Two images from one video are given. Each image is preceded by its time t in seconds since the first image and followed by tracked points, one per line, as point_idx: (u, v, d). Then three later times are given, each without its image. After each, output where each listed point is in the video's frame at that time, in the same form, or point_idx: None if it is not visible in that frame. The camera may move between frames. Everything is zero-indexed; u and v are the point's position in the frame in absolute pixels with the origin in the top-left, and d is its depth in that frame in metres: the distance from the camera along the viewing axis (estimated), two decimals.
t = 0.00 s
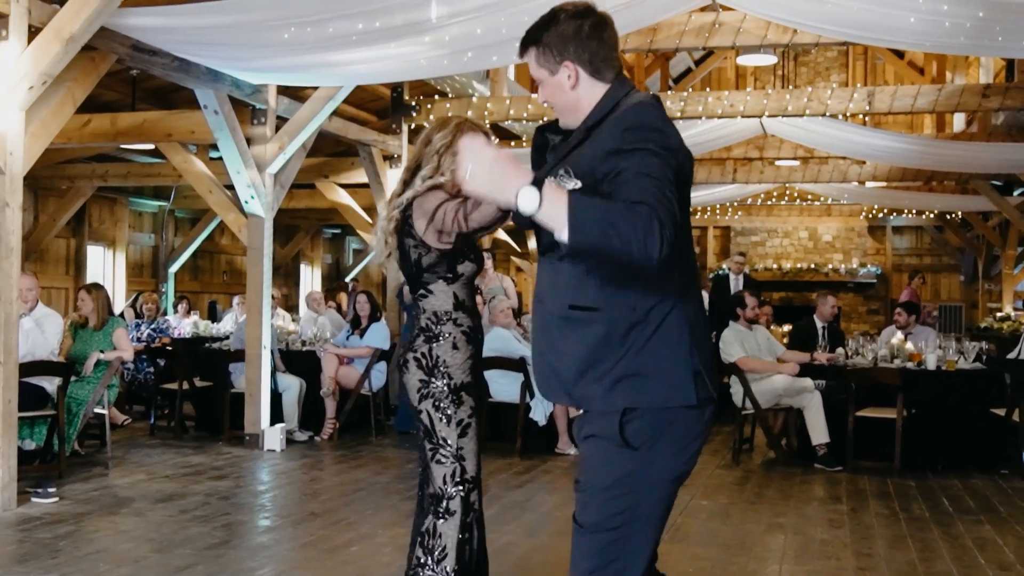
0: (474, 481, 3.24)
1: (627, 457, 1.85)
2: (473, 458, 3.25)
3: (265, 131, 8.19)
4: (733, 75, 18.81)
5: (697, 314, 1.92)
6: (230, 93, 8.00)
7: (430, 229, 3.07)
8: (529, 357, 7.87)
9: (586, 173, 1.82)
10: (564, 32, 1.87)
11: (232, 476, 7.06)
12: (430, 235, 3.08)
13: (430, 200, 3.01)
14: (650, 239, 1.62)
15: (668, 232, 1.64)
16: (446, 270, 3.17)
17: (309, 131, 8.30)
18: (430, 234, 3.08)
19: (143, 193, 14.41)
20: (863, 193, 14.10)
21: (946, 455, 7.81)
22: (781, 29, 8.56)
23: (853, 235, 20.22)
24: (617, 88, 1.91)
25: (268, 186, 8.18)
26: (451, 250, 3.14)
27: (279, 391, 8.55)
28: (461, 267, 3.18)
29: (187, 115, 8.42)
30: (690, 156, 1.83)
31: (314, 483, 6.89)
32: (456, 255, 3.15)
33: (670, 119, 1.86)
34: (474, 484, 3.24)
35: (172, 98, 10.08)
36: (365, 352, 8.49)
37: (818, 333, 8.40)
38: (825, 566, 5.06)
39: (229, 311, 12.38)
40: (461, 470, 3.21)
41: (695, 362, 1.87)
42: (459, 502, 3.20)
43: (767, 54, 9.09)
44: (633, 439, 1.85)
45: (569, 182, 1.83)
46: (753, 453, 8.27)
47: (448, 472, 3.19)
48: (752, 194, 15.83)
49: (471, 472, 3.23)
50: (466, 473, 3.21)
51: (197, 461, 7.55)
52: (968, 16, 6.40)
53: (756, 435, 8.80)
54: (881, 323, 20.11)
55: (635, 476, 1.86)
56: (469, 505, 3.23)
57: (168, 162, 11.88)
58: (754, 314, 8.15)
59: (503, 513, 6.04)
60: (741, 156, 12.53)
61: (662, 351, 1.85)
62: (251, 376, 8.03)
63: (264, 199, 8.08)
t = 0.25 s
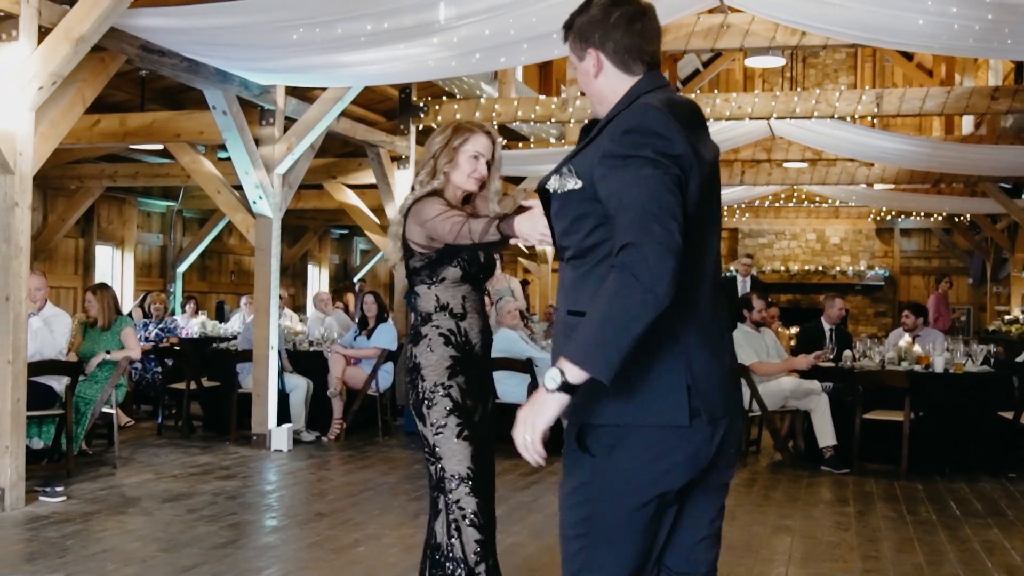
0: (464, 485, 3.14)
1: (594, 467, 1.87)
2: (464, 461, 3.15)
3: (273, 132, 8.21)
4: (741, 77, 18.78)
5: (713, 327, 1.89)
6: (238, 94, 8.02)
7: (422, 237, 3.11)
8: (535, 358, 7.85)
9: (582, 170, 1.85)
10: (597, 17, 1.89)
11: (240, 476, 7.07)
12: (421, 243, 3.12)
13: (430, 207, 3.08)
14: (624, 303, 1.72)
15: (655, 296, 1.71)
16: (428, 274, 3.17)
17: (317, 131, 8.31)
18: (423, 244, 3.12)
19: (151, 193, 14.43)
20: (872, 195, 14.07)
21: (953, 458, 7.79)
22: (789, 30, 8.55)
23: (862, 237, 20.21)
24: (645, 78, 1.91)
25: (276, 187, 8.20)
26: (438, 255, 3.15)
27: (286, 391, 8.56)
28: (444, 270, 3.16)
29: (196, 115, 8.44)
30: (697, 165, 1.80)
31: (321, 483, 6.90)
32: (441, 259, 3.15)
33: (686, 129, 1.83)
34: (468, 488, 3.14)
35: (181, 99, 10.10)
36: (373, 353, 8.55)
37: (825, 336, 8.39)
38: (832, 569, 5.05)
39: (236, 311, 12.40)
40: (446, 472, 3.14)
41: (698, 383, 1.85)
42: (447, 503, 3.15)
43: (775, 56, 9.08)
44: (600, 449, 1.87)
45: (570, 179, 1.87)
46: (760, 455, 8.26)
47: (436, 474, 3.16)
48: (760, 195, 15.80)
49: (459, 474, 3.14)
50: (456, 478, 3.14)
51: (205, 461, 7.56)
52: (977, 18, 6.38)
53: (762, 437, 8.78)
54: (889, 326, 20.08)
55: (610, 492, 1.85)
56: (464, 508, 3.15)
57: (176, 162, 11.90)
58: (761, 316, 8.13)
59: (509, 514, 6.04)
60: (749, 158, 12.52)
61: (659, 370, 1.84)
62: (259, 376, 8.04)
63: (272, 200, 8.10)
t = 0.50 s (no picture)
0: (443, 481, 3.12)
1: (593, 463, 1.92)
2: (444, 458, 3.13)
3: (279, 132, 8.23)
4: (747, 77, 18.77)
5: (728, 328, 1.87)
6: (244, 93, 8.04)
7: (424, 238, 3.12)
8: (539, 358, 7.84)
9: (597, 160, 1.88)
10: (645, 1, 1.91)
11: (244, 475, 7.09)
12: (422, 244, 3.13)
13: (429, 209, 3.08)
14: (587, 302, 1.80)
15: (608, 294, 1.78)
16: (422, 273, 3.16)
17: (322, 131, 8.33)
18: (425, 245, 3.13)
19: (156, 192, 14.45)
20: (877, 196, 14.05)
21: (958, 460, 7.77)
22: (794, 31, 8.55)
23: (867, 238, 20.13)
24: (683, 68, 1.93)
25: (281, 186, 8.22)
26: (436, 254, 3.14)
27: (291, 390, 8.57)
28: (436, 269, 3.13)
29: (202, 114, 8.46)
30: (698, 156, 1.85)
31: (325, 482, 6.91)
32: (437, 259, 3.13)
33: (685, 124, 1.85)
34: (446, 486, 3.12)
35: (187, 98, 10.12)
36: (377, 352, 8.50)
37: (830, 337, 8.39)
38: (834, 570, 5.05)
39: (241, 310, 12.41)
40: (427, 467, 3.14)
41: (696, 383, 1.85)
42: (428, 498, 3.15)
43: (781, 56, 9.08)
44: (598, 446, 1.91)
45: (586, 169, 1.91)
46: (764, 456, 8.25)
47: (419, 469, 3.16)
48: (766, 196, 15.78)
49: (438, 470, 3.12)
50: (435, 475, 3.12)
51: (209, 460, 7.57)
52: (982, 20, 6.37)
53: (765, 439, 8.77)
54: (894, 328, 20.02)
55: (611, 491, 1.88)
56: (443, 505, 3.13)
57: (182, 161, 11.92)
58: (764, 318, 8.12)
59: (512, 514, 6.05)
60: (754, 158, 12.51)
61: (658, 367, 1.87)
62: (263, 375, 8.05)
63: (277, 199, 8.11)
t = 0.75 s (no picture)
0: (425, 480, 3.08)
1: (607, 471, 1.77)
2: (428, 456, 3.08)
3: (280, 131, 8.24)
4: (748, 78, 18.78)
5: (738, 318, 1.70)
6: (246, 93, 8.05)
7: (429, 238, 3.05)
8: (539, 359, 7.82)
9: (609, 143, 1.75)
10: None
11: (244, 474, 7.09)
12: (427, 245, 3.06)
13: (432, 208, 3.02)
14: (540, 270, 1.70)
15: (563, 267, 1.67)
16: (424, 275, 3.13)
17: (323, 131, 8.34)
18: (431, 245, 3.06)
19: (158, 191, 14.48)
20: (878, 198, 14.05)
21: (958, 463, 7.78)
22: (795, 33, 8.56)
23: (867, 240, 20.18)
24: (701, 55, 1.77)
25: (282, 186, 8.22)
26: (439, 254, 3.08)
27: (291, 389, 8.59)
28: (438, 273, 3.10)
29: (203, 114, 8.47)
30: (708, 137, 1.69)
31: (325, 481, 6.92)
32: (440, 263, 3.08)
33: (689, 98, 1.68)
34: (427, 485, 3.07)
35: (190, 97, 10.13)
36: (377, 352, 8.50)
37: (830, 339, 8.41)
38: (833, 572, 5.05)
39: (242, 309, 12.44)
40: (410, 465, 3.09)
41: (697, 375, 1.68)
42: (407, 495, 3.09)
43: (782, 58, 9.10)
44: (613, 453, 1.76)
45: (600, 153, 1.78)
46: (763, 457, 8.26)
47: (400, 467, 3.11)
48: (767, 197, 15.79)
49: (421, 469, 3.08)
50: (417, 473, 3.08)
51: (209, 459, 7.58)
52: (982, 23, 6.38)
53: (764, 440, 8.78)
54: (894, 329, 20.05)
55: (624, 496, 1.72)
56: (422, 504, 3.08)
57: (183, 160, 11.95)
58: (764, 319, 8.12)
59: (512, 515, 6.06)
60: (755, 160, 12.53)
61: (663, 359, 1.71)
62: (263, 375, 8.06)
63: (278, 199, 8.12)
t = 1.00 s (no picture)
0: (428, 481, 3.09)
1: (589, 482, 1.71)
2: (430, 457, 3.09)
3: (276, 131, 8.24)
4: (745, 81, 18.80)
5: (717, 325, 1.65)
6: (243, 93, 8.05)
7: (423, 238, 3.02)
8: (534, 361, 7.75)
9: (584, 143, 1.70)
10: None
11: (239, 475, 7.09)
12: (421, 245, 3.04)
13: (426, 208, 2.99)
14: (509, 263, 1.67)
15: (534, 262, 1.64)
16: (419, 277, 3.10)
17: (320, 131, 8.34)
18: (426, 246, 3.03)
19: (154, 190, 14.48)
20: (873, 201, 14.07)
21: (952, 467, 7.80)
22: (791, 37, 8.58)
23: (862, 244, 20.19)
24: (678, 54, 1.71)
25: (279, 186, 8.23)
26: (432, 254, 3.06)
27: (286, 390, 8.59)
28: (434, 275, 3.09)
29: (200, 113, 8.47)
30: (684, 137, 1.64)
31: (320, 482, 6.92)
32: (435, 264, 3.07)
33: (667, 99, 1.64)
34: (429, 486, 3.08)
35: (187, 97, 10.13)
36: (372, 352, 8.52)
37: (824, 342, 8.42)
38: None
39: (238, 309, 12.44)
40: (412, 466, 3.09)
41: (678, 380, 1.63)
42: (408, 495, 3.10)
43: (778, 61, 9.11)
44: (597, 464, 1.70)
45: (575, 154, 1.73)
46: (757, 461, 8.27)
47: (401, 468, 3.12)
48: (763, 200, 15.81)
49: (423, 471, 3.09)
50: (418, 474, 3.09)
51: (204, 459, 7.59)
52: (978, 28, 6.39)
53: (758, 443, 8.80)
54: (889, 333, 20.07)
55: (607, 507, 1.66)
56: (424, 503, 3.09)
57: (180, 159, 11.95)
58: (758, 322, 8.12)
59: (506, 516, 6.06)
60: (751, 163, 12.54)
61: (642, 365, 1.66)
62: (259, 375, 8.07)
63: (274, 199, 8.12)
